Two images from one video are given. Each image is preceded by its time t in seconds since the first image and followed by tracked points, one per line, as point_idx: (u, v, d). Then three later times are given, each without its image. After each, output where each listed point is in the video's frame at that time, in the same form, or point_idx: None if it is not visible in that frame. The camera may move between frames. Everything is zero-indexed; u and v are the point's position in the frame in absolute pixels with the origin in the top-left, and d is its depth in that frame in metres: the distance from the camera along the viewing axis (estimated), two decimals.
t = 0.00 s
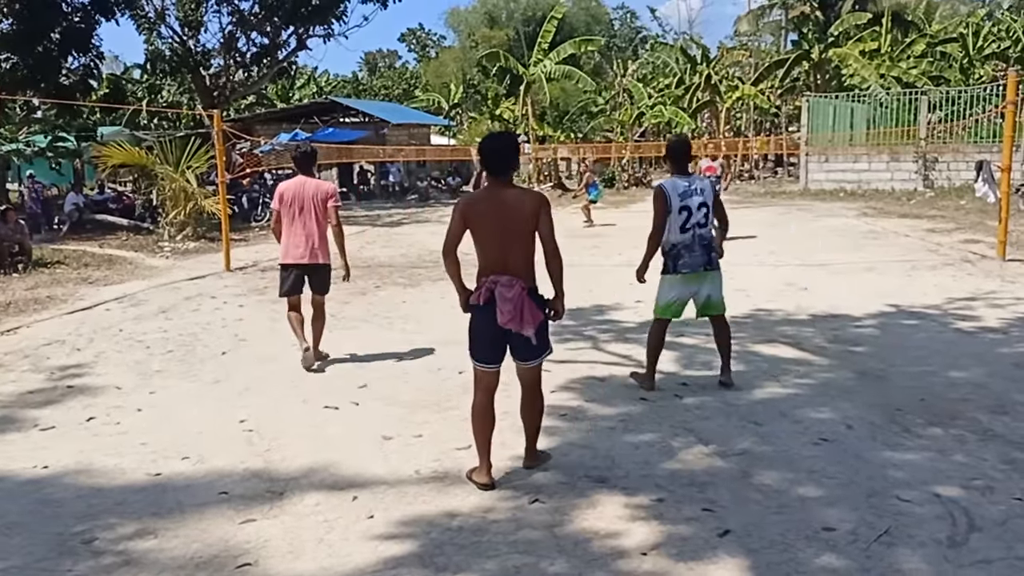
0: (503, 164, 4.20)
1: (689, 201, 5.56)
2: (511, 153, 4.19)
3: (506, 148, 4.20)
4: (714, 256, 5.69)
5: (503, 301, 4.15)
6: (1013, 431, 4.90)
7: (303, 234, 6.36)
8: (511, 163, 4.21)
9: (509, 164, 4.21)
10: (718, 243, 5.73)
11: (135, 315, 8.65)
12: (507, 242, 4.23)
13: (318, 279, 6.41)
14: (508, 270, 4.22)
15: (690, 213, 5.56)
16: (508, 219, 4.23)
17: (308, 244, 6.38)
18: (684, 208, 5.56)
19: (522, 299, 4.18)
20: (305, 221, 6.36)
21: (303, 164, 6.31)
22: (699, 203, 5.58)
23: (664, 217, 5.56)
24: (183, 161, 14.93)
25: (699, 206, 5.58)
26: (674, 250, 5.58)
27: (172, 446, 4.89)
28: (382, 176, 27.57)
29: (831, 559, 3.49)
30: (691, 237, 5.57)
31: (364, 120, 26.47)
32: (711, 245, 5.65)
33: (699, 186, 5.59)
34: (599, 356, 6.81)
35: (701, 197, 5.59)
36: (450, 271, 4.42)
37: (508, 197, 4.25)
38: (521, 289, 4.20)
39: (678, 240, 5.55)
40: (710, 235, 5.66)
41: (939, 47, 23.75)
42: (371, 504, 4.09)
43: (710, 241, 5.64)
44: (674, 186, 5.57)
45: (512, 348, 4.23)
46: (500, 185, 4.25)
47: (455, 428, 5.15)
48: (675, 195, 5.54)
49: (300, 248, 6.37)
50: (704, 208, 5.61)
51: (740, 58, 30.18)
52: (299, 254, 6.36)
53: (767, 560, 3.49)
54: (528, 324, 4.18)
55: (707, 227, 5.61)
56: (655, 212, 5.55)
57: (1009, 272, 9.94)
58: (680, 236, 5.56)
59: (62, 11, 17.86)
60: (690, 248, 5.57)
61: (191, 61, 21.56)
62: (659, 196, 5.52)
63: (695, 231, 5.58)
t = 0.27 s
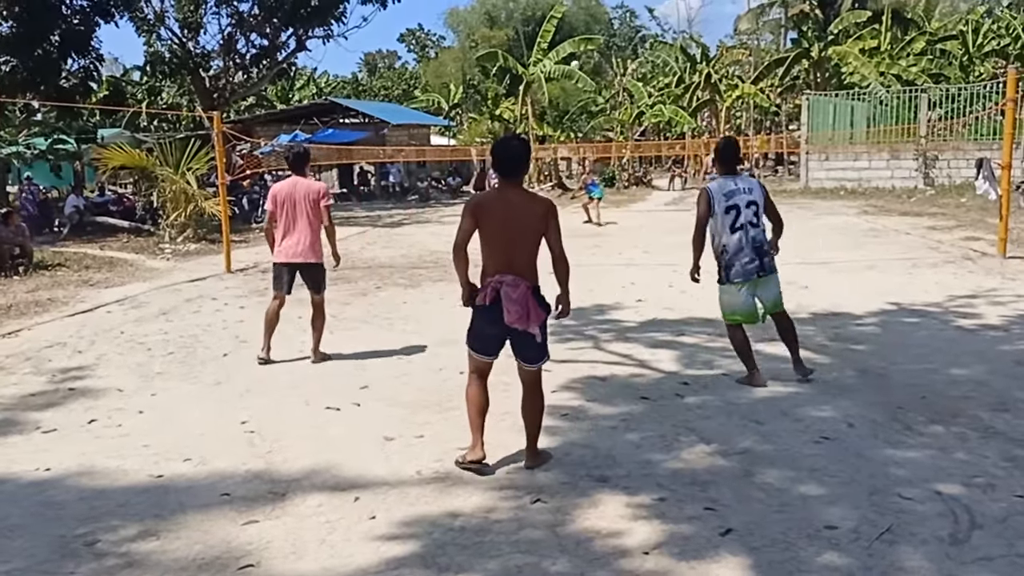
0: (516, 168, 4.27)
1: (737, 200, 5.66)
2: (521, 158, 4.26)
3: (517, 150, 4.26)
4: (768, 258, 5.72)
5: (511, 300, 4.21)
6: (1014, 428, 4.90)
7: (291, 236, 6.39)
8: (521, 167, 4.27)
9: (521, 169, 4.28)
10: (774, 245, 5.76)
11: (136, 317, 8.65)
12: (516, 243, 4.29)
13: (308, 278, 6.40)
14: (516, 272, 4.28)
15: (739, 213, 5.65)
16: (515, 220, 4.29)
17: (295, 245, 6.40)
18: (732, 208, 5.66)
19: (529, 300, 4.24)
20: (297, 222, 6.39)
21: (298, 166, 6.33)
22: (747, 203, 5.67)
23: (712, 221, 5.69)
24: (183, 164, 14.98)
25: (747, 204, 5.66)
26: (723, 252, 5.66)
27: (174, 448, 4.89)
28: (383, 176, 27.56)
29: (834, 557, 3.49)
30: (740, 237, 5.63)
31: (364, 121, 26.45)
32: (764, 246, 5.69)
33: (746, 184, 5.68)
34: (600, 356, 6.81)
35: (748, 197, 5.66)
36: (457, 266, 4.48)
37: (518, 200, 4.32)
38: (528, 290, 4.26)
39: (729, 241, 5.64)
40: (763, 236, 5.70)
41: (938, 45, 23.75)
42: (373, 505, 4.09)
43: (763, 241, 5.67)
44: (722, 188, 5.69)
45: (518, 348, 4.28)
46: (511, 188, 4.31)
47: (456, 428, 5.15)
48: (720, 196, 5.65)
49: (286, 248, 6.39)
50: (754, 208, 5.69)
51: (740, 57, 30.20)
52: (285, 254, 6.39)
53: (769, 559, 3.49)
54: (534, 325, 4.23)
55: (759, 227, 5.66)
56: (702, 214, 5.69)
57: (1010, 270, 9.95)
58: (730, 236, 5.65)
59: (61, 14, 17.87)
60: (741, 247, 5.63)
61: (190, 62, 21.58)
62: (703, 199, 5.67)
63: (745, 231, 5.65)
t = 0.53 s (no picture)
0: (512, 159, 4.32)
1: (791, 193, 5.72)
2: (521, 150, 4.31)
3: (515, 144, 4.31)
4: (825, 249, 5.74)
5: (493, 288, 4.25)
6: (1016, 425, 4.91)
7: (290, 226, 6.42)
8: (522, 161, 4.33)
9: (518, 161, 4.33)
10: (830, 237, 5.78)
11: (139, 317, 8.67)
12: (507, 233, 4.32)
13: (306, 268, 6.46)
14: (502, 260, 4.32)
15: (793, 204, 5.71)
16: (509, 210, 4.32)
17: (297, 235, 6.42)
18: (785, 201, 5.72)
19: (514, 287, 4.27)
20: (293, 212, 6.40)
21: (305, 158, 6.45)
22: (802, 194, 5.73)
23: (766, 213, 5.76)
24: (185, 164, 15.00)
25: (802, 196, 5.72)
26: (778, 245, 5.70)
27: (178, 448, 4.90)
28: (384, 176, 27.49)
29: (836, 554, 3.50)
30: (796, 228, 5.68)
31: (365, 121, 26.46)
32: (821, 237, 5.71)
33: (801, 179, 5.78)
34: (602, 354, 6.82)
35: (803, 189, 5.73)
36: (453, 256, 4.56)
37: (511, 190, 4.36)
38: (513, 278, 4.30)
39: (782, 233, 5.69)
40: (821, 227, 5.71)
41: (940, 41, 23.70)
42: (376, 504, 4.10)
43: (820, 232, 5.70)
44: (776, 181, 5.77)
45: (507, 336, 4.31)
46: (508, 180, 4.36)
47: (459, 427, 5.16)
48: (775, 189, 5.73)
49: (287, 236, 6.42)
50: (809, 199, 5.74)
51: (742, 55, 30.20)
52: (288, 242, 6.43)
53: (772, 556, 3.49)
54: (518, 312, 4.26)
55: (816, 217, 5.70)
56: (756, 208, 5.78)
57: (1012, 266, 9.94)
58: (784, 227, 5.70)
59: (62, 15, 17.89)
60: (795, 238, 5.68)
61: (192, 63, 21.61)
62: (758, 192, 5.75)
63: (799, 222, 5.69)
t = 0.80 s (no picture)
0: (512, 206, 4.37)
1: (839, 216, 5.70)
2: (525, 203, 4.38)
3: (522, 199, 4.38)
4: (870, 271, 5.69)
5: (466, 330, 4.31)
6: (1019, 420, 4.90)
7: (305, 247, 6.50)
8: (525, 211, 4.37)
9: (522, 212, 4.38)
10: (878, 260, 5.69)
11: (140, 316, 8.67)
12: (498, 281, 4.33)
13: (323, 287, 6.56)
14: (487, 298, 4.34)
15: (840, 226, 5.68)
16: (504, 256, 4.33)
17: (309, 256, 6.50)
18: (833, 223, 5.71)
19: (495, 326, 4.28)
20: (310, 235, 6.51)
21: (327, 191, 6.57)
22: (849, 217, 5.67)
23: (815, 234, 5.81)
24: (186, 164, 14.98)
25: (851, 220, 5.66)
26: (819, 263, 5.78)
27: (180, 446, 4.90)
28: (385, 174, 27.26)
29: (838, 550, 3.49)
30: (837, 249, 5.70)
31: (365, 118, 26.45)
32: (865, 261, 5.67)
33: (853, 203, 5.70)
34: (604, 351, 6.81)
35: (852, 212, 5.67)
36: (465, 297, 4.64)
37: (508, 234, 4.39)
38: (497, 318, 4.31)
39: (824, 254, 5.74)
40: (865, 250, 5.66)
41: (942, 37, 23.60)
42: (378, 501, 4.10)
43: (862, 255, 5.66)
44: (830, 204, 5.78)
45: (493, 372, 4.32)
46: (512, 228, 4.39)
47: (461, 425, 5.15)
48: (824, 211, 5.75)
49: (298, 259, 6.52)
50: (858, 222, 5.67)
51: (743, 51, 30.16)
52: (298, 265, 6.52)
53: (774, 552, 3.49)
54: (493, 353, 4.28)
55: (861, 240, 5.64)
56: (807, 228, 5.86)
57: (1014, 262, 9.92)
58: (828, 247, 5.74)
59: (63, 14, 17.89)
60: (835, 261, 5.71)
61: (192, 62, 21.59)
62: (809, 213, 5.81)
63: (843, 244, 5.69)
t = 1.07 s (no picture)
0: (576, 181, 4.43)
1: (840, 221, 5.72)
2: (595, 175, 4.43)
3: (589, 172, 4.42)
4: (865, 275, 5.67)
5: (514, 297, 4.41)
6: (1015, 414, 4.91)
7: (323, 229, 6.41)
8: (589, 183, 4.42)
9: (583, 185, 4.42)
10: (875, 266, 5.66)
11: (137, 314, 8.66)
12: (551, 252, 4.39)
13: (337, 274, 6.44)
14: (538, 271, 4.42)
15: (840, 230, 5.71)
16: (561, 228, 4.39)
17: (329, 240, 6.41)
18: (835, 227, 5.74)
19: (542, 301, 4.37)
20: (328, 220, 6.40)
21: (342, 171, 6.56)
22: (851, 222, 5.68)
23: (818, 237, 5.85)
24: (183, 161, 14.88)
25: (852, 224, 5.67)
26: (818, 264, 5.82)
27: (177, 444, 4.90)
28: (382, 171, 27.09)
29: (835, 545, 3.50)
30: (834, 252, 5.71)
31: (362, 115, 26.43)
32: (861, 264, 5.64)
33: (855, 209, 5.72)
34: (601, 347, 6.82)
35: (854, 217, 5.68)
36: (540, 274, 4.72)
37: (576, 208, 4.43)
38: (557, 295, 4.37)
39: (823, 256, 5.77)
40: (863, 255, 5.63)
41: (938, 31, 23.60)
42: (376, 498, 4.10)
43: (859, 259, 5.63)
44: (834, 210, 5.82)
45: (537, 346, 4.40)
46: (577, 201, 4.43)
47: (459, 421, 5.15)
48: (827, 216, 5.79)
49: (316, 242, 6.42)
50: (860, 227, 5.67)
51: (739, 46, 30.16)
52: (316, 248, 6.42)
53: (771, 547, 3.49)
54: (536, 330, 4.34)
55: (860, 244, 5.64)
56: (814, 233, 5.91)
57: (1011, 256, 9.93)
58: (827, 250, 5.76)
59: (58, 11, 17.84)
60: (831, 262, 5.73)
61: (188, 59, 21.49)
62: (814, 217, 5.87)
63: (841, 247, 5.70)
